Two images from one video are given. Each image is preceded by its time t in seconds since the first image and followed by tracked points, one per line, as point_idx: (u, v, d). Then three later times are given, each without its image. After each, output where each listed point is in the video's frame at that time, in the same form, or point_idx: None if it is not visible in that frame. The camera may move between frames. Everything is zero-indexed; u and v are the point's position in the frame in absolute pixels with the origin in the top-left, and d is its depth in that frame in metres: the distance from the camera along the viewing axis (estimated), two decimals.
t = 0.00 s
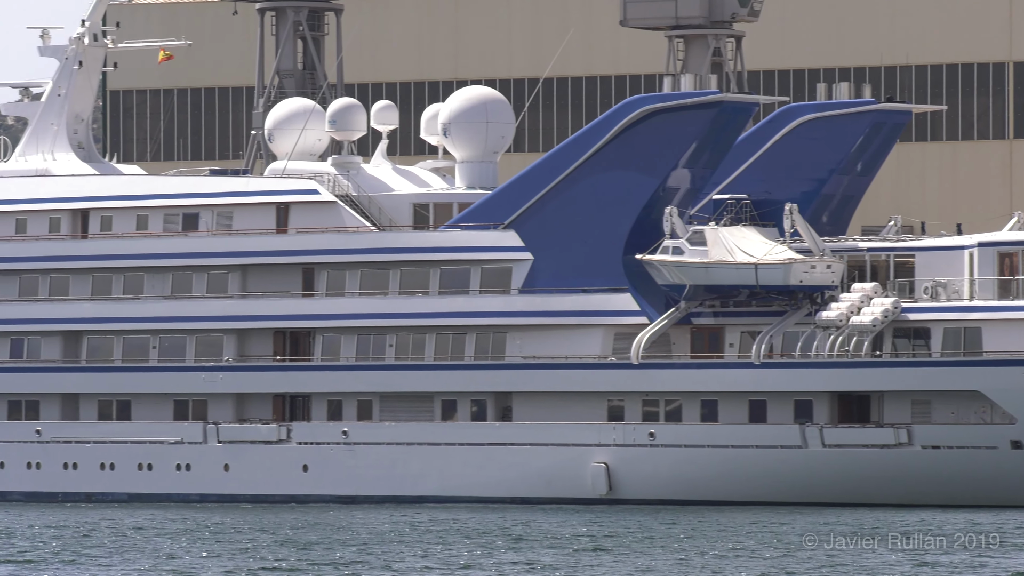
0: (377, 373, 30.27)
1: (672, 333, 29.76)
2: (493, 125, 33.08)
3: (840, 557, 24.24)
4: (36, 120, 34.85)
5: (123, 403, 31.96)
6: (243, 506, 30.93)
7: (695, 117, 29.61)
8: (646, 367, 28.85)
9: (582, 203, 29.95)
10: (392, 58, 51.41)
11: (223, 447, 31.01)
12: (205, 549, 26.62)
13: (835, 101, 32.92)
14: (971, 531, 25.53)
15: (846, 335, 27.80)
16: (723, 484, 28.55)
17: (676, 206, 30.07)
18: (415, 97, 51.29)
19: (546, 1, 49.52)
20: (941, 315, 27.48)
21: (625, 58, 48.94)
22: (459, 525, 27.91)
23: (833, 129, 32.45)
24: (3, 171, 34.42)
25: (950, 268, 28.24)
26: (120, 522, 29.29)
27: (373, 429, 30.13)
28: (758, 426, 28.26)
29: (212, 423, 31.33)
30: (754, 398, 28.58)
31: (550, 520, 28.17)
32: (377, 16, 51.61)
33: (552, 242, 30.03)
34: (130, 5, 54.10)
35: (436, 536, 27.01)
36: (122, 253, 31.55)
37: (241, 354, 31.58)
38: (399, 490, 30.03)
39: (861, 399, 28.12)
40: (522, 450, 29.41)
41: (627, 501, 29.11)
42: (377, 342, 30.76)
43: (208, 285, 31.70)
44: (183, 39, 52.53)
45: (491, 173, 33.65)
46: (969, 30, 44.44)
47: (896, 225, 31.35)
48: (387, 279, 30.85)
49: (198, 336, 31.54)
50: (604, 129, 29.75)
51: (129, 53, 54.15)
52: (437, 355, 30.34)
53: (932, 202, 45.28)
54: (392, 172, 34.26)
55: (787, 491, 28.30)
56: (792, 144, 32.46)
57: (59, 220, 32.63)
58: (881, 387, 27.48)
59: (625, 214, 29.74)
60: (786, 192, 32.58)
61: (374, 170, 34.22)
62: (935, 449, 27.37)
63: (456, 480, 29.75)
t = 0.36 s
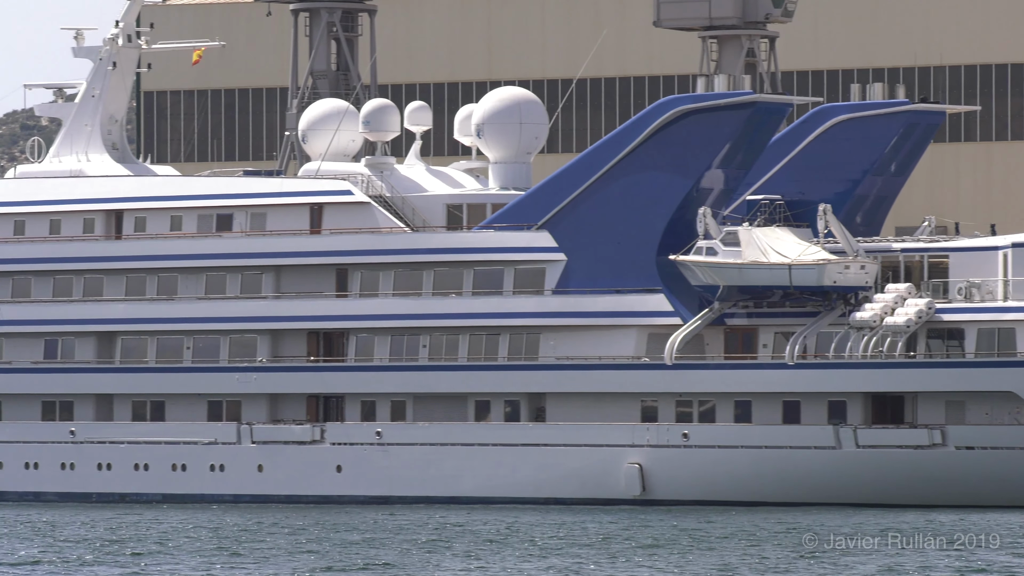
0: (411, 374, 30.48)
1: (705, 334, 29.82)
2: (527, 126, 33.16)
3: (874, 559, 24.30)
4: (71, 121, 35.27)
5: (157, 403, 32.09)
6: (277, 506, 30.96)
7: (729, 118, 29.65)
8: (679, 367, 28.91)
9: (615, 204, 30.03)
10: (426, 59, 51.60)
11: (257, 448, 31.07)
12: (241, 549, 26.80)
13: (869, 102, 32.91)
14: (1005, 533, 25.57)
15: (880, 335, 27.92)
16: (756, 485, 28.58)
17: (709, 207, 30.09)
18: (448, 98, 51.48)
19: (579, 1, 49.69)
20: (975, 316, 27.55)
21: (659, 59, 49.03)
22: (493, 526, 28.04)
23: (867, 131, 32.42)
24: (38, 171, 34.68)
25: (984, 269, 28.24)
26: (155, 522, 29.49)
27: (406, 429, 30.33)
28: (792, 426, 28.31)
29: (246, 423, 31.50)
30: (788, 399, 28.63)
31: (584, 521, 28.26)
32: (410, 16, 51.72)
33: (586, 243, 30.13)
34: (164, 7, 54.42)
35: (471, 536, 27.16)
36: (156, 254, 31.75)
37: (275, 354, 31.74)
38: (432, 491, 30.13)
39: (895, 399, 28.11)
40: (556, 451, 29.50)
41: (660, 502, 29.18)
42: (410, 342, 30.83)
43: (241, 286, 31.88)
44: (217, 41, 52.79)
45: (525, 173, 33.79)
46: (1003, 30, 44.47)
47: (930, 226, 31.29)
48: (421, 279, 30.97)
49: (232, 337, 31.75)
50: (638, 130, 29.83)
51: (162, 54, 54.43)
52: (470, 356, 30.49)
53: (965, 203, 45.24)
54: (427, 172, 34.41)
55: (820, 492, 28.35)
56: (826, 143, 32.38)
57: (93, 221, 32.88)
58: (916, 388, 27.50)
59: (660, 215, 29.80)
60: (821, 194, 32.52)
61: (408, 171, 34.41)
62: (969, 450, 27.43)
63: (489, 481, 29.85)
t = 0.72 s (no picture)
0: (446, 373, 30.57)
1: (740, 335, 29.84)
2: (561, 126, 33.26)
3: (911, 561, 24.37)
4: (105, 121, 35.55)
5: (191, 403, 32.20)
6: (312, 506, 31.03)
7: (763, 118, 29.67)
8: (714, 367, 29.00)
9: (649, 204, 30.10)
10: (459, 59, 51.72)
11: (291, 448, 31.15)
12: (279, 549, 26.96)
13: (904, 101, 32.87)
14: None
15: (914, 335, 27.97)
16: (789, 485, 28.68)
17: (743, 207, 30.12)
18: (483, 98, 51.67)
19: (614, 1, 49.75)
20: (1011, 316, 27.66)
21: (693, 59, 49.07)
22: (528, 526, 28.18)
23: (901, 131, 32.41)
24: (73, 171, 34.96)
25: (1018, 269, 28.42)
26: (191, 522, 29.68)
27: (441, 429, 30.35)
28: (827, 426, 28.43)
29: (280, 423, 31.58)
30: (822, 399, 28.76)
31: (619, 521, 28.37)
32: (444, 16, 51.80)
33: (620, 243, 30.21)
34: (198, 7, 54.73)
35: (507, 536, 27.29)
36: (190, 254, 31.90)
37: (309, 354, 31.87)
38: (466, 491, 30.25)
39: (930, 400, 28.24)
40: (590, 451, 29.60)
41: (694, 502, 29.26)
42: (444, 343, 30.99)
43: (276, 286, 32.07)
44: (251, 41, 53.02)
45: (559, 174, 33.89)
46: None
47: (964, 226, 31.24)
48: (455, 279, 31.13)
49: (266, 337, 31.84)
50: (672, 130, 29.90)
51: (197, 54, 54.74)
52: (504, 356, 30.67)
53: (1000, 202, 45.22)
54: (461, 172, 34.62)
55: (854, 492, 28.48)
56: (860, 143, 32.43)
57: (128, 221, 33.09)
58: (951, 388, 27.58)
59: (694, 214, 29.86)
60: (855, 193, 32.58)
61: (442, 171, 34.54)
62: (1003, 450, 27.61)
63: (524, 480, 30.00)
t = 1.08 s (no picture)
0: (483, 374, 30.71)
1: (778, 335, 29.96)
2: (598, 126, 33.38)
3: (951, 562, 24.45)
4: (143, 122, 35.85)
5: (229, 403, 32.40)
6: (349, 507, 31.18)
7: (801, 118, 29.75)
8: (751, 368, 29.07)
9: (687, 205, 30.18)
10: (496, 59, 51.85)
11: (329, 449, 31.30)
12: (320, 549, 27.15)
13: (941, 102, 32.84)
14: None
15: (951, 336, 28.25)
16: (826, 486, 28.77)
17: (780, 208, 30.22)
18: (520, 98, 51.82)
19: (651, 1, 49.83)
20: None
21: (730, 60, 49.15)
22: (567, 527, 28.31)
23: (939, 131, 32.36)
24: (111, 172, 35.26)
25: None
26: (230, 523, 29.88)
27: (479, 430, 30.48)
28: (865, 427, 28.53)
29: (318, 424, 31.74)
30: (860, 400, 28.84)
31: (656, 522, 28.46)
32: (481, 16, 51.93)
33: (657, 244, 30.30)
34: (235, 8, 55.07)
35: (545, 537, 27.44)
36: (229, 255, 32.14)
37: (346, 355, 32.01)
38: (504, 491, 30.40)
39: (967, 400, 28.45)
40: (627, 452, 29.70)
41: (731, 503, 29.34)
42: (482, 343, 31.15)
43: (314, 286, 32.27)
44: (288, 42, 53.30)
45: (597, 174, 33.97)
46: None
47: (1001, 227, 31.16)
48: (492, 280, 31.30)
49: (304, 338, 32.05)
50: (710, 130, 29.99)
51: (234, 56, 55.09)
52: (542, 357, 30.79)
53: None
54: (497, 173, 34.75)
55: (891, 494, 28.56)
56: (898, 144, 32.44)
57: (165, 221, 33.36)
58: (989, 388, 27.78)
59: (729, 215, 29.95)
60: (892, 194, 32.41)
61: (479, 172, 34.66)
62: None
63: (561, 480, 30.11)
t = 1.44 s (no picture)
0: (519, 373, 30.91)
1: (813, 334, 30.13)
2: (634, 126, 33.50)
3: (988, 561, 24.51)
4: (178, 120, 36.06)
5: (265, 403, 32.64)
6: (384, 506, 31.39)
7: (837, 117, 29.84)
8: (787, 368, 29.19)
9: (722, 203, 30.29)
10: (532, 59, 52.10)
11: (365, 448, 31.53)
12: (358, 548, 27.38)
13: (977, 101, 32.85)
14: None
15: (988, 335, 28.30)
16: (862, 485, 28.85)
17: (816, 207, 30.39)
18: (555, 97, 52.07)
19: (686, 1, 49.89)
20: None
21: (765, 59, 49.19)
22: (603, 525, 28.47)
23: (975, 131, 32.32)
24: (148, 171, 35.58)
25: None
26: (266, 522, 30.04)
27: (515, 429, 30.67)
28: (901, 426, 28.61)
29: (354, 423, 31.95)
30: (896, 399, 28.90)
31: (692, 521, 28.59)
32: (517, 16, 52.18)
33: (693, 242, 30.40)
34: (271, 8, 55.45)
35: (582, 536, 27.61)
36: (265, 255, 32.46)
37: (381, 354, 32.27)
38: (539, 490, 30.55)
39: (1004, 399, 28.42)
40: (662, 451, 29.83)
41: (766, 502, 29.45)
42: (517, 342, 31.40)
43: (349, 286, 32.51)
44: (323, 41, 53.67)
45: (632, 173, 34.08)
46: None
47: None
48: (528, 279, 31.45)
49: (340, 337, 32.28)
50: (745, 129, 30.10)
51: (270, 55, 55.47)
52: (577, 356, 30.88)
53: None
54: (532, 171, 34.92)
55: (927, 493, 28.63)
56: (934, 143, 32.39)
57: (202, 221, 33.68)
58: None
59: (767, 214, 30.05)
60: (928, 193, 32.45)
61: (515, 171, 34.77)
62: None
63: (596, 479, 30.26)
